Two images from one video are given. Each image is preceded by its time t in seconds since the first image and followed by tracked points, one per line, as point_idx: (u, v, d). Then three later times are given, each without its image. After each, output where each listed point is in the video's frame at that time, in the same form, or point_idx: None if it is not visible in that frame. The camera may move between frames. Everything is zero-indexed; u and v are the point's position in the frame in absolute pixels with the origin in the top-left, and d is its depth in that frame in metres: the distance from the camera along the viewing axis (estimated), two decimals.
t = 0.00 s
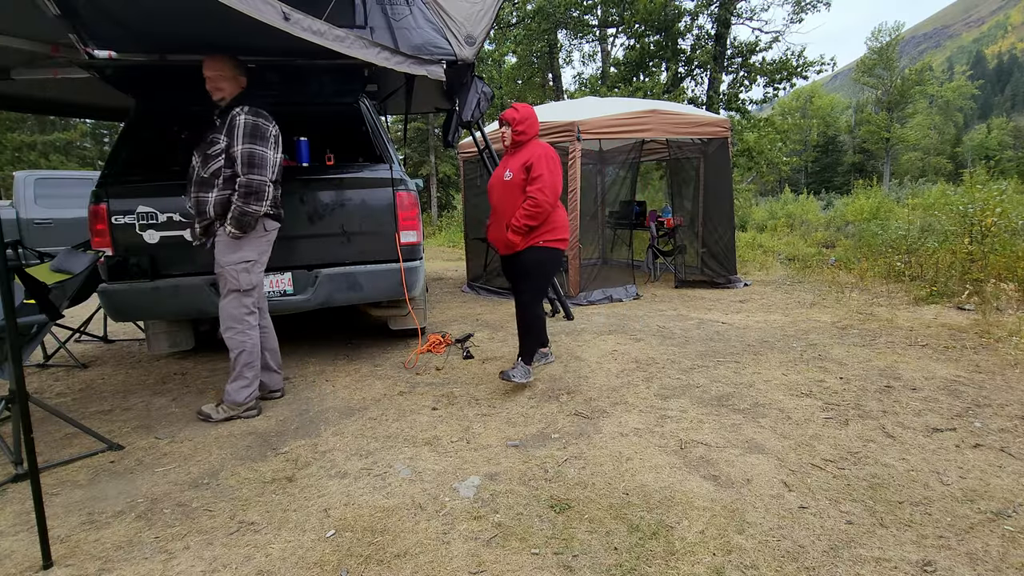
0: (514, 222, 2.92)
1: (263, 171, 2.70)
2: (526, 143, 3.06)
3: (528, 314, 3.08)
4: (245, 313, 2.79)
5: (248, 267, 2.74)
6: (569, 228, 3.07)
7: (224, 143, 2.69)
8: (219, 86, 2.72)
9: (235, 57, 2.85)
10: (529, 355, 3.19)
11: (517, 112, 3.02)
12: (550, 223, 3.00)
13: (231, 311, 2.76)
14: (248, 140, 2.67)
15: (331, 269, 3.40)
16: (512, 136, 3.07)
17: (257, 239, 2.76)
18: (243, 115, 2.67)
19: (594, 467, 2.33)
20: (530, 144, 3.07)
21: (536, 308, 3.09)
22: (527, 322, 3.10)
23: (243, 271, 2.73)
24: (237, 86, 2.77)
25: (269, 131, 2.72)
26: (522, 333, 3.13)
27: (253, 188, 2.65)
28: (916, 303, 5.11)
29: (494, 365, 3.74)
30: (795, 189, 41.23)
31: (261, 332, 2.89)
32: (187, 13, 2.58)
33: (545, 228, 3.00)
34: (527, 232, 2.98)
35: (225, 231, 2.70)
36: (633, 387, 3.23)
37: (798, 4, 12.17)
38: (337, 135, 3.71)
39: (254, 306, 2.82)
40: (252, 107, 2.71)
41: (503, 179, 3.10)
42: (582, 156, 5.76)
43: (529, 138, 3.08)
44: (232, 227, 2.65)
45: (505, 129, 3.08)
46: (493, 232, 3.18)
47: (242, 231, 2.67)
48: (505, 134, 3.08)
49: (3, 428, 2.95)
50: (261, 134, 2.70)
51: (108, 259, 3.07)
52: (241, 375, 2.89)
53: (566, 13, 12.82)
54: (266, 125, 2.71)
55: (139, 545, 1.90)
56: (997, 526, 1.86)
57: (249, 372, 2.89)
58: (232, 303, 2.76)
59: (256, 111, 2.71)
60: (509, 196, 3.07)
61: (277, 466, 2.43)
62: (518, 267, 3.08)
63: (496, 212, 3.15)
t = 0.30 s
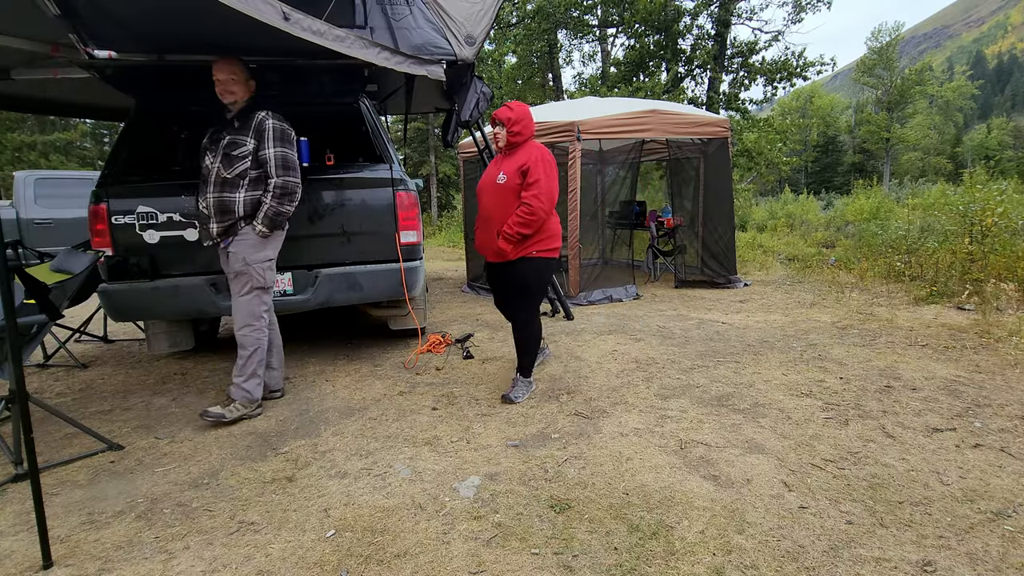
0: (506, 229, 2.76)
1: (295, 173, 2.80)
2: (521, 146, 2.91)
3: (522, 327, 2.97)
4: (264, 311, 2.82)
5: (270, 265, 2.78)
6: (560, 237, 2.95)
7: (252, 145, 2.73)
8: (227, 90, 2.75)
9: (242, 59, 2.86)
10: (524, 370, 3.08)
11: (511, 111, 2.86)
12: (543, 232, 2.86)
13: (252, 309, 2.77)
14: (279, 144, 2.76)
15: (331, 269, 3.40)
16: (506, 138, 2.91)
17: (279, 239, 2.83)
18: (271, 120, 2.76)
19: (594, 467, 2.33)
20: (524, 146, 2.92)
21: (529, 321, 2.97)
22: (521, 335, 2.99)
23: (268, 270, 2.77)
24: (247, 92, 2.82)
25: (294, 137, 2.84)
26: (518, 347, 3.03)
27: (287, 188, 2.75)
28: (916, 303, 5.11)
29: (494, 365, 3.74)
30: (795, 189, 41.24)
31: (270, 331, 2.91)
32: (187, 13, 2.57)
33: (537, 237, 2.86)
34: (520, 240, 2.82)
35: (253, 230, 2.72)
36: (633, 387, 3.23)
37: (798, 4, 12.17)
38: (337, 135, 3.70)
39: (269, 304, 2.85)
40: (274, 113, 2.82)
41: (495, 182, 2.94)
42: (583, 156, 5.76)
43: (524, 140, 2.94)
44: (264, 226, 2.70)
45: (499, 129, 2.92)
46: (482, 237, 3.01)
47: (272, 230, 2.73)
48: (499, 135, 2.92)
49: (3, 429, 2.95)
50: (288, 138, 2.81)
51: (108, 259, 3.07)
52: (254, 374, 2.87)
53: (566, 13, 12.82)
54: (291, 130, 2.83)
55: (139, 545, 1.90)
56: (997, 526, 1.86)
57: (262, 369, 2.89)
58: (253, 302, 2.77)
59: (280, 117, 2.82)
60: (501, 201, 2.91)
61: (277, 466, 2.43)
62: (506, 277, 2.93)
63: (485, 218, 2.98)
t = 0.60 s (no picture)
0: (503, 232, 2.65)
1: (307, 173, 2.81)
2: (511, 144, 2.78)
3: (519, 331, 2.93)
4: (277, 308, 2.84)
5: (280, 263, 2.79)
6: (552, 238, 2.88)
7: (265, 145, 2.74)
8: (224, 93, 2.73)
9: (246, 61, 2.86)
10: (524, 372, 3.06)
11: (497, 108, 2.70)
12: (537, 233, 2.77)
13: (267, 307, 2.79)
14: (292, 144, 2.77)
15: (331, 269, 3.40)
16: (495, 136, 2.76)
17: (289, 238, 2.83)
18: (283, 121, 2.77)
19: (594, 467, 2.33)
20: (515, 145, 2.79)
21: (528, 324, 2.92)
22: (519, 338, 2.95)
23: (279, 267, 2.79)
24: (247, 91, 2.77)
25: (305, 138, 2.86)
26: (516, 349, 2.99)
27: (301, 188, 2.76)
28: (916, 303, 5.11)
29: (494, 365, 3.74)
30: (795, 189, 41.25)
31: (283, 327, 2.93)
32: (186, 13, 2.57)
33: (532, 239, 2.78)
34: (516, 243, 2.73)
35: (265, 229, 2.73)
36: (633, 387, 3.24)
37: (798, 4, 12.16)
38: (337, 135, 3.71)
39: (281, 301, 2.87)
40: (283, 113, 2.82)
41: (485, 182, 2.79)
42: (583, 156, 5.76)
43: (514, 137, 2.81)
44: (277, 225, 2.72)
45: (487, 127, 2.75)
46: (471, 239, 2.86)
47: (285, 229, 2.76)
48: (486, 133, 2.75)
49: (3, 429, 2.95)
50: (299, 139, 2.82)
51: (108, 259, 3.07)
52: (282, 370, 2.91)
53: (566, 13, 12.82)
54: (300, 132, 2.85)
55: (139, 545, 1.90)
56: (997, 526, 1.86)
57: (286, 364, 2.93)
58: (268, 298, 2.78)
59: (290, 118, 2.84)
60: (493, 202, 2.78)
61: (277, 466, 2.43)
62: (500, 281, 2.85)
63: (474, 219, 2.85)
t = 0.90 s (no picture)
0: (482, 239, 2.56)
1: (305, 171, 2.76)
2: (486, 148, 2.68)
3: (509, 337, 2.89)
4: (285, 310, 2.83)
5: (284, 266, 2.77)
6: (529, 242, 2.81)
7: (261, 142, 2.71)
8: (227, 91, 2.74)
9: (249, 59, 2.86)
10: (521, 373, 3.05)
11: (472, 112, 2.59)
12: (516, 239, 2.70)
13: (276, 308, 2.79)
14: (289, 141, 2.72)
15: (331, 269, 3.39)
16: (470, 140, 2.65)
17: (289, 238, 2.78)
18: (280, 117, 2.73)
19: (594, 467, 2.33)
20: (491, 149, 2.69)
21: (514, 329, 2.88)
22: (508, 343, 2.92)
23: (284, 269, 2.77)
24: (249, 88, 2.77)
25: (304, 135, 2.81)
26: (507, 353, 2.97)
27: (297, 186, 2.72)
28: (916, 303, 5.11)
29: (494, 365, 3.74)
30: (795, 189, 41.26)
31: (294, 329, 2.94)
32: (186, 13, 2.57)
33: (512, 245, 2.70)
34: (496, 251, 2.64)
35: (263, 229, 2.70)
36: (633, 387, 3.24)
37: (798, 4, 12.16)
38: (337, 135, 3.72)
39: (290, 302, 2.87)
40: (284, 109, 2.78)
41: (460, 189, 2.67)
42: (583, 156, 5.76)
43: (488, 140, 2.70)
44: (274, 225, 2.68)
45: (461, 131, 2.63)
46: (446, 247, 2.75)
47: (283, 229, 2.72)
48: (460, 137, 2.64)
49: (3, 429, 2.95)
50: (297, 135, 2.78)
51: (108, 259, 3.07)
52: (292, 371, 2.92)
53: (566, 13, 12.82)
54: (300, 127, 2.80)
55: (139, 545, 1.90)
56: (997, 526, 1.86)
57: (298, 364, 2.95)
58: (276, 301, 2.78)
59: (290, 114, 2.79)
60: (469, 209, 2.66)
61: (277, 466, 2.43)
62: (478, 289, 2.75)
63: (449, 226, 2.73)
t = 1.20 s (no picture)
0: (446, 237, 2.47)
1: (300, 170, 2.73)
2: (453, 144, 2.58)
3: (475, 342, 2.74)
4: (285, 311, 2.83)
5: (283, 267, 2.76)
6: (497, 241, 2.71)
7: (256, 141, 2.69)
8: (231, 88, 2.75)
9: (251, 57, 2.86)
10: (492, 372, 2.91)
11: (439, 105, 2.49)
12: (482, 238, 2.60)
13: (275, 309, 2.78)
14: (284, 139, 2.69)
15: (331, 269, 3.39)
16: (435, 133, 2.54)
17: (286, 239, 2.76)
18: (276, 115, 2.70)
19: (594, 467, 2.33)
20: (457, 145, 2.59)
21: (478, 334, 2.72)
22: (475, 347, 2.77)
23: (281, 271, 2.76)
24: (252, 85, 2.76)
25: (301, 132, 2.77)
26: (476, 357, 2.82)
27: (291, 186, 2.68)
28: (916, 303, 5.11)
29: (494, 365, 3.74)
30: (795, 189, 41.27)
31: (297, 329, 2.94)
32: (187, 13, 2.57)
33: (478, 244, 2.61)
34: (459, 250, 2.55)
35: (259, 230, 2.69)
36: (633, 387, 3.23)
37: (798, 4, 12.15)
38: (337, 135, 3.72)
39: (291, 304, 2.87)
40: (282, 107, 2.74)
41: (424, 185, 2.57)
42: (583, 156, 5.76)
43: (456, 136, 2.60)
44: (269, 227, 2.65)
45: (426, 124, 2.54)
46: (410, 246, 2.66)
47: (278, 230, 2.69)
48: (425, 131, 2.54)
49: (3, 428, 2.95)
50: (294, 133, 2.74)
51: (108, 259, 3.06)
52: (294, 371, 2.91)
53: (566, 13, 12.81)
54: (297, 125, 2.76)
55: (139, 545, 1.90)
56: (997, 526, 1.86)
57: (300, 364, 2.94)
58: (275, 303, 2.78)
59: (287, 111, 2.75)
60: (432, 207, 2.56)
61: (277, 466, 2.43)
62: (440, 291, 2.64)
63: (412, 224, 2.63)
